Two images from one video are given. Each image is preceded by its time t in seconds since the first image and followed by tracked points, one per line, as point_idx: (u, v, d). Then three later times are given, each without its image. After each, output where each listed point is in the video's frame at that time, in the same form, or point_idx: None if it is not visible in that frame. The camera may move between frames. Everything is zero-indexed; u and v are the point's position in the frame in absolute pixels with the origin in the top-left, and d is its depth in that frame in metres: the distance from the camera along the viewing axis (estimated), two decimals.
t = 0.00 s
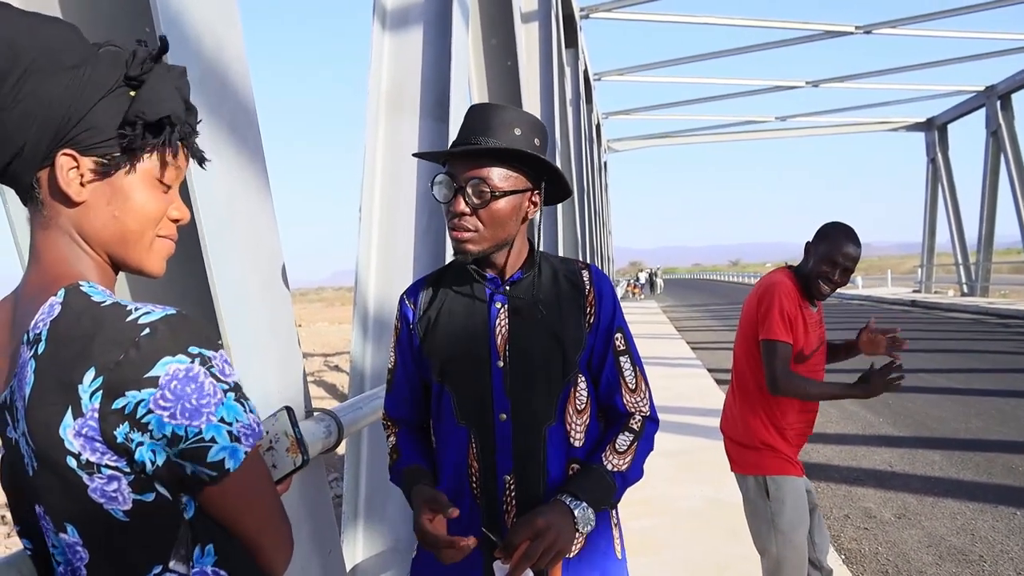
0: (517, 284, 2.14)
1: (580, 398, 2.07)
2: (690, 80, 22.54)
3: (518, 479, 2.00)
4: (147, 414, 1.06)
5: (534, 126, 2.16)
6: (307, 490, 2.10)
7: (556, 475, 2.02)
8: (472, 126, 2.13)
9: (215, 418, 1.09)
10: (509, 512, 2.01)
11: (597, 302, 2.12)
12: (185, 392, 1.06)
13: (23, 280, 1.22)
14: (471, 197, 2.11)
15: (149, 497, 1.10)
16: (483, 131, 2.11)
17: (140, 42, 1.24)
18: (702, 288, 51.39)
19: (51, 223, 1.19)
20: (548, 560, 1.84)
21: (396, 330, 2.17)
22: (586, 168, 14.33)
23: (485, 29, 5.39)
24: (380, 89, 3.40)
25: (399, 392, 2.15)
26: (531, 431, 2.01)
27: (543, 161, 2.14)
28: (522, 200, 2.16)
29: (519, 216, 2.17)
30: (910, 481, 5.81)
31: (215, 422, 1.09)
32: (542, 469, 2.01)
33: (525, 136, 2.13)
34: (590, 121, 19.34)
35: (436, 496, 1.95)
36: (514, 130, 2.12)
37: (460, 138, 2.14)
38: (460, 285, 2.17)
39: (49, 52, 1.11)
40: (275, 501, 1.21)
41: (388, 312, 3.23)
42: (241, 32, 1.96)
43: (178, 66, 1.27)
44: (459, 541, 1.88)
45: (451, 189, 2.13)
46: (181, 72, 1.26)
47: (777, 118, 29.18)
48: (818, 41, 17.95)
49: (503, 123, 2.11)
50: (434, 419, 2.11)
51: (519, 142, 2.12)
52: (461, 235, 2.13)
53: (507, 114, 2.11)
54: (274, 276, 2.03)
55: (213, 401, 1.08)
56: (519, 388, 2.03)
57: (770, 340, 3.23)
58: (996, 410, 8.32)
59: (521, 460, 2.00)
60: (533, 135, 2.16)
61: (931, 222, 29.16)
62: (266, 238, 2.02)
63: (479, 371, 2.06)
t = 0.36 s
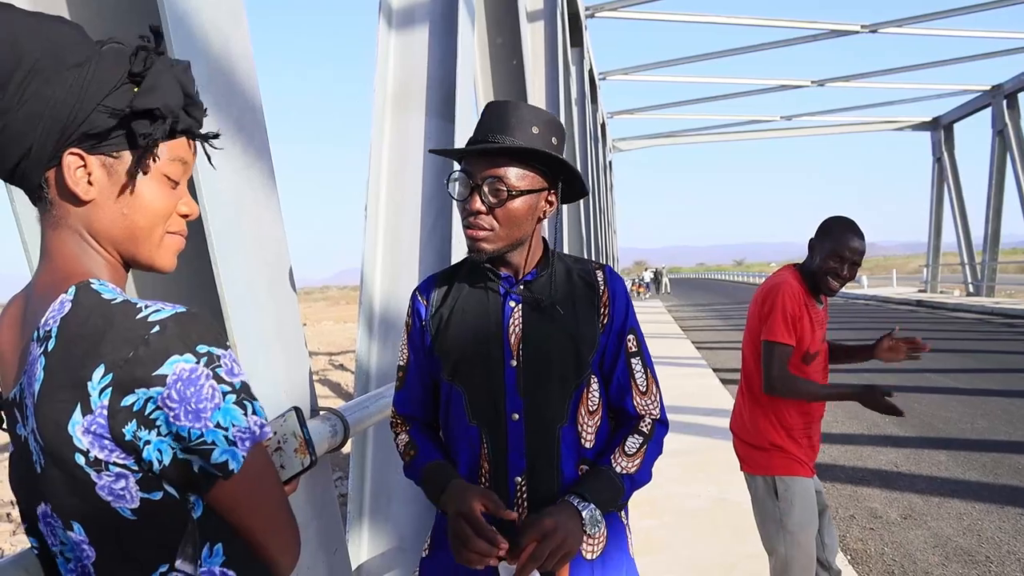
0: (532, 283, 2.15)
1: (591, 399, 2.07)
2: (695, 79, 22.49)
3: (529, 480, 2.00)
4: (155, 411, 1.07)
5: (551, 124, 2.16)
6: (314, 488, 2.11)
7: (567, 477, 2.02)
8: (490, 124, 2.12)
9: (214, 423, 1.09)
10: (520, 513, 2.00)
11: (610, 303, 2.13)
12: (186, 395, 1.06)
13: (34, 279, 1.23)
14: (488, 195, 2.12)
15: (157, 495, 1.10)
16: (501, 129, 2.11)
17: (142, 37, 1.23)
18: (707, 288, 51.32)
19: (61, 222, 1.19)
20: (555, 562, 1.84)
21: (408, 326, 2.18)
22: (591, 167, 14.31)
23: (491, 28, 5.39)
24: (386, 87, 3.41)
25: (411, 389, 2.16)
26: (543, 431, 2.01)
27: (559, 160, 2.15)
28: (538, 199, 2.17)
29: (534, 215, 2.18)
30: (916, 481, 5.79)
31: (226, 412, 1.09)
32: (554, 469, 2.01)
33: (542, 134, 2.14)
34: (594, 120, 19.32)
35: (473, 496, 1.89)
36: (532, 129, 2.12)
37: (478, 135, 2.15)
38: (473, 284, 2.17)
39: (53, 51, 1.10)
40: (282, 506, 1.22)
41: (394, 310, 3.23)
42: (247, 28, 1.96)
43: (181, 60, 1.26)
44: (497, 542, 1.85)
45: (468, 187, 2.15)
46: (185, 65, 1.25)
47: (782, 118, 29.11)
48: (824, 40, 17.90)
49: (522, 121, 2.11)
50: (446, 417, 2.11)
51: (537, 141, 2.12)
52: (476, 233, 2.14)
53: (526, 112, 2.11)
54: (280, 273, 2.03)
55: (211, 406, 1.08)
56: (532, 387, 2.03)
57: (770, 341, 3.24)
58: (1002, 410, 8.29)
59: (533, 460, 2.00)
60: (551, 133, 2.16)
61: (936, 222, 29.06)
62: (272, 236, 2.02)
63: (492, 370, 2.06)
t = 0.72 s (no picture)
0: (559, 284, 2.15)
1: (612, 403, 2.07)
2: (700, 79, 22.47)
3: (552, 481, 2.00)
4: (161, 410, 1.06)
5: (582, 125, 2.17)
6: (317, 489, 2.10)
7: (588, 478, 2.01)
8: (522, 124, 2.13)
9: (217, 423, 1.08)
10: (542, 514, 2.00)
11: (636, 306, 2.13)
12: (200, 383, 1.07)
13: (40, 278, 1.23)
14: (517, 196, 2.13)
15: (162, 495, 1.10)
16: (532, 129, 2.11)
17: (144, 34, 1.22)
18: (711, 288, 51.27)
19: (65, 222, 1.20)
20: (571, 561, 1.84)
21: (433, 325, 2.18)
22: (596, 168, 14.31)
23: (496, 28, 5.39)
24: (391, 87, 3.41)
25: (434, 386, 2.17)
26: (567, 433, 2.00)
27: (590, 161, 2.15)
28: (567, 200, 2.17)
29: (564, 217, 2.19)
30: (922, 482, 5.77)
31: (231, 406, 1.10)
32: (576, 471, 2.01)
33: (574, 135, 2.14)
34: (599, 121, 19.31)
35: (496, 501, 1.92)
36: (564, 130, 2.12)
37: (510, 135, 2.15)
38: (500, 284, 2.17)
39: (52, 52, 1.10)
40: (288, 507, 1.22)
41: (398, 310, 3.26)
42: (252, 28, 1.96)
43: (185, 57, 1.26)
44: (517, 545, 1.87)
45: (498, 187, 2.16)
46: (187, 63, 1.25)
47: (787, 118, 29.07)
48: (829, 40, 17.86)
49: (553, 122, 2.12)
50: (472, 416, 2.12)
51: (568, 142, 2.13)
52: (505, 233, 2.15)
53: (557, 112, 2.12)
54: (286, 272, 2.03)
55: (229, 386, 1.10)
56: (557, 388, 2.03)
57: (774, 340, 3.23)
58: (1008, 411, 8.26)
59: (556, 461, 2.00)
60: (582, 134, 2.17)
61: (942, 222, 28.97)
62: (278, 236, 2.02)
63: (517, 370, 2.06)
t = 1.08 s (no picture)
0: (573, 283, 2.18)
1: (627, 402, 2.08)
2: (705, 78, 22.44)
3: (566, 480, 2.02)
4: (168, 408, 1.07)
5: (598, 125, 2.21)
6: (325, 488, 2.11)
7: (604, 477, 2.03)
8: (540, 125, 2.17)
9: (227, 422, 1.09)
10: (556, 512, 2.03)
11: (652, 306, 2.13)
12: (207, 383, 1.07)
13: (49, 276, 1.23)
14: (534, 196, 2.17)
15: (169, 493, 1.11)
16: (549, 129, 2.15)
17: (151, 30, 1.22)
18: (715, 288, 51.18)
19: (74, 220, 1.20)
20: (600, 562, 1.85)
21: (449, 323, 2.23)
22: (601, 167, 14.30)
23: (501, 26, 5.38)
24: (397, 86, 3.42)
25: (450, 384, 2.21)
26: (581, 432, 2.02)
27: (606, 161, 2.19)
28: (584, 200, 2.21)
29: (580, 216, 2.23)
30: (927, 482, 5.76)
31: (237, 406, 1.10)
32: (592, 470, 2.02)
33: (590, 135, 2.18)
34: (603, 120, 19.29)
35: (504, 501, 1.95)
36: (581, 130, 2.16)
37: (527, 136, 2.20)
38: (515, 283, 2.21)
39: (56, 49, 1.11)
40: (296, 508, 1.22)
41: (403, 308, 3.25)
42: (258, 25, 1.96)
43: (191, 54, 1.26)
44: (520, 547, 1.89)
45: (514, 187, 2.20)
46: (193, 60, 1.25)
47: (792, 117, 29.01)
48: (835, 40, 17.82)
49: (570, 122, 2.15)
50: (487, 413, 2.16)
51: (584, 141, 2.17)
52: (521, 233, 2.19)
53: (574, 112, 2.16)
54: (291, 270, 2.03)
55: (234, 386, 1.10)
56: (572, 388, 2.05)
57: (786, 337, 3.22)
58: (1014, 412, 8.23)
59: (570, 459, 2.02)
60: (598, 134, 2.21)
61: (947, 222, 28.88)
62: (285, 235, 2.02)
63: (532, 369, 2.09)
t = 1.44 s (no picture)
0: (522, 286, 2.13)
1: (583, 404, 2.05)
2: (709, 76, 22.40)
3: (523, 486, 1.98)
4: (170, 409, 1.07)
5: (544, 123, 2.16)
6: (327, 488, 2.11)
7: (562, 481, 2.00)
8: (483, 125, 2.11)
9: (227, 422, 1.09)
10: (514, 520, 1.98)
11: (604, 306, 2.11)
12: (210, 386, 1.07)
13: (50, 276, 1.24)
14: (480, 198, 2.12)
15: (170, 493, 1.11)
16: (494, 129, 2.10)
17: (153, 30, 1.22)
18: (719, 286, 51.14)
19: (75, 220, 1.20)
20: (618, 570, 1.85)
21: (395, 330, 2.15)
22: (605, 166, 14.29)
23: (505, 24, 5.37)
24: (400, 84, 3.40)
25: (397, 391, 2.13)
26: (535, 437, 1.99)
27: (554, 160, 2.15)
28: (532, 200, 2.17)
29: (528, 217, 2.18)
30: (931, 481, 5.75)
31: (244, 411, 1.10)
32: (549, 475, 1.98)
33: (537, 134, 2.13)
34: (607, 119, 19.27)
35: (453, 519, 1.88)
36: (526, 128, 2.11)
37: (471, 136, 2.13)
38: (463, 288, 2.15)
39: (59, 48, 1.11)
40: (298, 508, 1.22)
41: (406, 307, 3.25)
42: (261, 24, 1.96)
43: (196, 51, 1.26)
44: (474, 563, 1.83)
45: (460, 188, 2.14)
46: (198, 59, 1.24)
47: (796, 115, 28.95)
48: (838, 38, 17.79)
49: (516, 121, 2.10)
50: (436, 422, 2.09)
51: (531, 140, 2.12)
52: (468, 236, 2.13)
53: (520, 111, 2.11)
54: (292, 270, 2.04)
55: (241, 392, 1.09)
56: (524, 393, 2.02)
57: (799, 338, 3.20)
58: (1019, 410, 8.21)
59: (525, 466, 1.98)
60: (544, 132, 2.16)
61: (952, 220, 28.81)
62: (286, 235, 2.02)
63: (481, 376, 2.04)
